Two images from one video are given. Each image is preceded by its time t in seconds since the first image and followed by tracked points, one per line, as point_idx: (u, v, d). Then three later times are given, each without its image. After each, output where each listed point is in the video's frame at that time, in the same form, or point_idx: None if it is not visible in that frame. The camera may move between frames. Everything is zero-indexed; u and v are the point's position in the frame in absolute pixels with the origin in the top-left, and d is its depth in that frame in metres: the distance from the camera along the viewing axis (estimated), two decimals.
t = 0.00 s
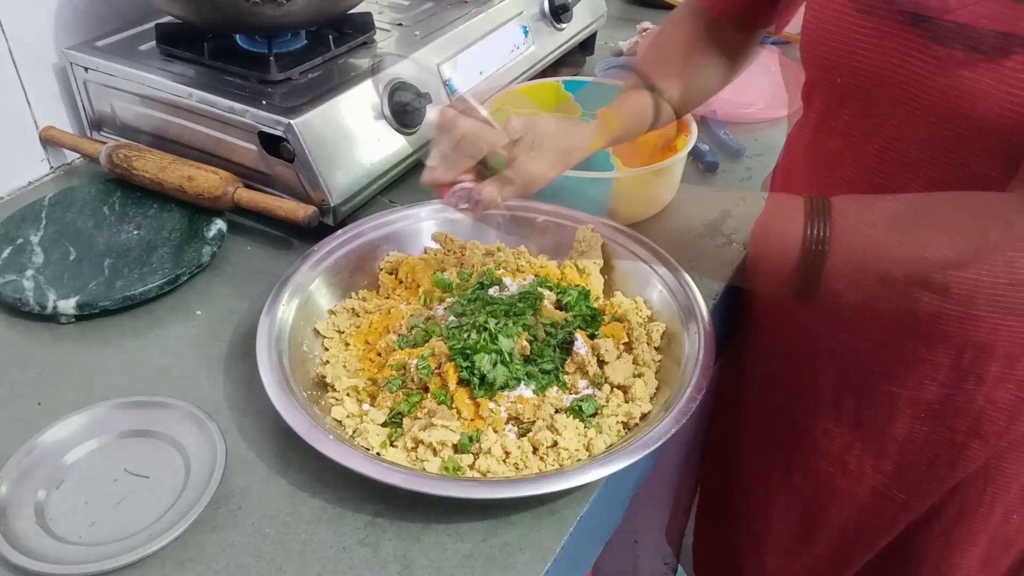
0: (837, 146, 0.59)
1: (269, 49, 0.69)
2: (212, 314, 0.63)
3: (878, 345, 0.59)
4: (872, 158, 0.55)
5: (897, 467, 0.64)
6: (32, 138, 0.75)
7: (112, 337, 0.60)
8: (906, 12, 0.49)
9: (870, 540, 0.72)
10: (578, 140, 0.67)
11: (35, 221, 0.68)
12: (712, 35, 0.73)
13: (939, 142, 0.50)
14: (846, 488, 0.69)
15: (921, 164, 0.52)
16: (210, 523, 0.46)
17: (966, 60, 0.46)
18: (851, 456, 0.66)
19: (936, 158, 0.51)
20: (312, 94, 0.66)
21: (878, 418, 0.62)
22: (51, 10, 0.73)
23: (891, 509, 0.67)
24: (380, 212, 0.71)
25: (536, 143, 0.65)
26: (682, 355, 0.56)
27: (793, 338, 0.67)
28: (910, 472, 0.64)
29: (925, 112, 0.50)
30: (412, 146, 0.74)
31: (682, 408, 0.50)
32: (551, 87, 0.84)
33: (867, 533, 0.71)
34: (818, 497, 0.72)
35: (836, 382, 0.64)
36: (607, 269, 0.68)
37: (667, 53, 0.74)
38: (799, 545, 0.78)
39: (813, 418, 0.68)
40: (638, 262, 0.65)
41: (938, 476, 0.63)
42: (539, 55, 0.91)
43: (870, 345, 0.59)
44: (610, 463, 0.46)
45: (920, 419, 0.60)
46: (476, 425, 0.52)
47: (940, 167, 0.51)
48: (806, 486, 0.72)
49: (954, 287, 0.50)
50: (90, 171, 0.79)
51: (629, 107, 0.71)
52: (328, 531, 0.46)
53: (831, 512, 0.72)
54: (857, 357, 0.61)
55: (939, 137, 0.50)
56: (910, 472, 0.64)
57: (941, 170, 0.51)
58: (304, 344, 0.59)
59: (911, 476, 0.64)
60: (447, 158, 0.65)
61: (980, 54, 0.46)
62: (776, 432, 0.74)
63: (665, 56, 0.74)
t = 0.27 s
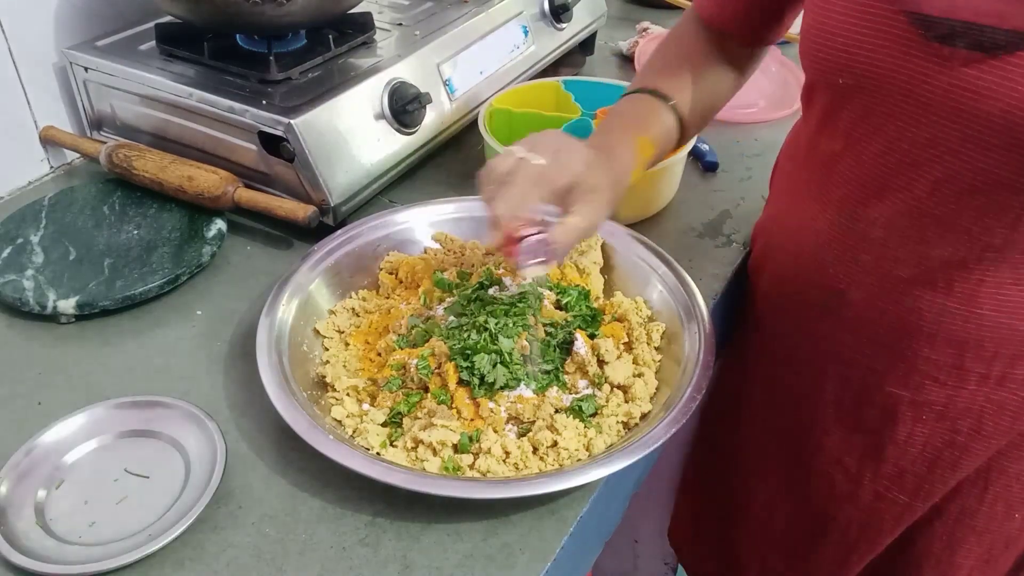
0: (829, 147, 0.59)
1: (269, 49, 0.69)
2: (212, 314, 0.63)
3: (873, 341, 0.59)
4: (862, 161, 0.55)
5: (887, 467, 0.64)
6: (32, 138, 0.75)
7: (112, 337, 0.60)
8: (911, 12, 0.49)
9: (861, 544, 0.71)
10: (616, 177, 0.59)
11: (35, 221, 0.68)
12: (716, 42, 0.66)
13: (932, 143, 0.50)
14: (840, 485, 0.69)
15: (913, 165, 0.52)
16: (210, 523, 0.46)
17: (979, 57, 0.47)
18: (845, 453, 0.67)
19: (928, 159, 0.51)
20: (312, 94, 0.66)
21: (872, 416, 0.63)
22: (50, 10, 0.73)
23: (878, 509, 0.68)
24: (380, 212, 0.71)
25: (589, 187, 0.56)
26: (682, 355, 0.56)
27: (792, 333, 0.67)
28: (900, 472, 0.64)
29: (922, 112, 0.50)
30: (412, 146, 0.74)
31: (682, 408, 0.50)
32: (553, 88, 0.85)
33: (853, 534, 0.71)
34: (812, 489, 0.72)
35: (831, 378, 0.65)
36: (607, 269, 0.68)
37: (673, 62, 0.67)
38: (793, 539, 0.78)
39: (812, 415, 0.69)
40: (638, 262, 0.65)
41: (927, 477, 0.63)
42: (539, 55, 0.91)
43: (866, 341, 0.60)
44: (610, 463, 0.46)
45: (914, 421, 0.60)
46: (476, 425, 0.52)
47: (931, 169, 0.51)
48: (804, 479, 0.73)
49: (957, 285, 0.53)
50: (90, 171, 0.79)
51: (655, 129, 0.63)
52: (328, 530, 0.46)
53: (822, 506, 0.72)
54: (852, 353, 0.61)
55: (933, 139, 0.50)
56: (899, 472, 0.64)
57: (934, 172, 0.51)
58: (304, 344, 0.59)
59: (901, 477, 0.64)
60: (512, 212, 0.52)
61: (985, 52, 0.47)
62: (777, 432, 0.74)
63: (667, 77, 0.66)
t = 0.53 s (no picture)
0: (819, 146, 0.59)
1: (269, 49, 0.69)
2: (212, 314, 0.63)
3: (864, 339, 0.59)
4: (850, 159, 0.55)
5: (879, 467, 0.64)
6: (31, 138, 0.75)
7: (113, 336, 0.60)
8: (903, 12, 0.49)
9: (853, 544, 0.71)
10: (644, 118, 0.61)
11: (35, 221, 0.68)
12: (754, 15, 0.68)
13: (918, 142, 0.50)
14: (834, 486, 0.69)
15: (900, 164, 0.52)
16: (210, 523, 0.46)
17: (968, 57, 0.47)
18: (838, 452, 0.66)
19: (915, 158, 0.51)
20: (312, 94, 0.66)
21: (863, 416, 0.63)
22: (50, 10, 0.73)
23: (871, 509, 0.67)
24: (380, 212, 0.71)
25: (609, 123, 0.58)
26: (682, 355, 0.56)
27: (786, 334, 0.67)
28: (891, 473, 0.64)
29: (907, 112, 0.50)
30: (413, 145, 0.74)
31: (682, 408, 0.50)
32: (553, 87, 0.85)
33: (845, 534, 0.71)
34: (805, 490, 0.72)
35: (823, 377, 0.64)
36: (606, 269, 0.68)
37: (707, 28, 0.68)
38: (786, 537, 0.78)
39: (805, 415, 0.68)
40: (638, 262, 0.65)
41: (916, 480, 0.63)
42: (539, 55, 0.91)
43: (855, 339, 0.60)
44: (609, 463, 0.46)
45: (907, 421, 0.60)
46: (476, 425, 0.52)
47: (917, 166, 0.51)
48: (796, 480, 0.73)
49: (945, 286, 0.53)
50: (90, 171, 0.79)
51: (683, 87, 0.65)
52: (328, 530, 0.46)
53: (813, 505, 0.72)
54: (844, 352, 0.61)
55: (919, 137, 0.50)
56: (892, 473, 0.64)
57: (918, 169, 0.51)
58: (304, 344, 0.59)
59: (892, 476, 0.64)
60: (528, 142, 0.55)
61: (972, 52, 0.47)
62: (773, 431, 0.74)
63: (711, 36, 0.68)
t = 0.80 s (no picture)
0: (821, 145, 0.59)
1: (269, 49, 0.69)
2: (212, 314, 0.63)
3: (867, 339, 0.59)
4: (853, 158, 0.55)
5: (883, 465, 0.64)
6: (32, 138, 0.75)
7: (113, 336, 0.60)
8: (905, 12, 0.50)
9: (855, 543, 0.71)
10: (542, 130, 0.61)
11: (34, 221, 0.68)
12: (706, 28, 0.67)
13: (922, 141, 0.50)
14: (835, 484, 0.69)
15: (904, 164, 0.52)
16: (210, 523, 0.46)
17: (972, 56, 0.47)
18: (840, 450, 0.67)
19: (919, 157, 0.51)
20: (312, 94, 0.66)
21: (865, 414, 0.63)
22: (50, 10, 0.73)
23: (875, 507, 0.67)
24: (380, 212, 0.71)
25: (501, 131, 0.58)
26: (682, 355, 0.56)
27: (786, 332, 0.67)
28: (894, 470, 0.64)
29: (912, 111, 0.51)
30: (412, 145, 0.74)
31: (682, 408, 0.50)
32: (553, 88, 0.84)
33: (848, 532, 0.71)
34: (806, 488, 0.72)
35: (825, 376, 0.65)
36: (606, 269, 0.68)
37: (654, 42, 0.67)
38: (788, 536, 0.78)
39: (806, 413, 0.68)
40: (638, 262, 0.65)
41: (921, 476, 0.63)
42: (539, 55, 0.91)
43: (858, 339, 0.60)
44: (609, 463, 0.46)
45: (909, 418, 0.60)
46: (477, 425, 0.52)
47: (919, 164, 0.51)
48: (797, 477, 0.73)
49: (948, 285, 0.53)
50: (90, 171, 0.79)
51: (601, 105, 0.64)
52: (328, 530, 0.46)
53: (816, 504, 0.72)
54: (846, 351, 0.61)
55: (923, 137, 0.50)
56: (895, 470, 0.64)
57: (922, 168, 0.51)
58: (304, 345, 0.59)
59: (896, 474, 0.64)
60: (411, 137, 0.54)
61: (975, 51, 0.47)
62: (773, 431, 0.74)
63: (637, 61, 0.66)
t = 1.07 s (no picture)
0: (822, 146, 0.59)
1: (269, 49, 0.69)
2: (212, 314, 0.63)
3: (868, 339, 0.59)
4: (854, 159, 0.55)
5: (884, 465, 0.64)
6: (32, 138, 0.75)
7: (113, 336, 0.60)
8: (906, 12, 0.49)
9: (857, 543, 0.71)
10: (567, 149, 0.61)
11: (34, 221, 0.68)
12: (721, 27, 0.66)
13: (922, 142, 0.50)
14: (836, 483, 0.69)
15: (903, 165, 0.52)
16: (211, 523, 0.46)
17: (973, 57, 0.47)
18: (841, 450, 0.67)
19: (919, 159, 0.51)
20: (312, 94, 0.66)
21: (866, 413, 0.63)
22: (50, 10, 0.73)
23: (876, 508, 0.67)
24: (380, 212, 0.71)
25: (526, 155, 0.59)
26: (682, 355, 0.56)
27: (787, 332, 0.67)
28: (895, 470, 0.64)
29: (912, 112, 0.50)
30: (412, 145, 0.74)
31: (682, 408, 0.50)
32: (552, 88, 0.84)
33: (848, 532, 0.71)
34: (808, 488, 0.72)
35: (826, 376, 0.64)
36: (607, 269, 0.68)
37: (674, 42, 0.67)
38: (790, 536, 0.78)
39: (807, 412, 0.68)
40: (638, 262, 0.65)
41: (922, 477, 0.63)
42: (539, 55, 0.91)
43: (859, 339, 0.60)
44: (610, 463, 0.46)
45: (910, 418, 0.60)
46: (477, 425, 0.52)
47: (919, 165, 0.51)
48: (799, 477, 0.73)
49: (948, 285, 0.53)
50: (90, 171, 0.79)
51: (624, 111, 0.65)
52: (328, 530, 0.46)
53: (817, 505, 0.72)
54: (846, 351, 0.61)
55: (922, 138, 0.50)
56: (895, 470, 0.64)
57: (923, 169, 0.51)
58: (304, 345, 0.59)
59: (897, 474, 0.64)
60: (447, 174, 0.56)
61: (976, 52, 0.47)
62: (774, 432, 0.74)
63: (660, 61, 0.67)
